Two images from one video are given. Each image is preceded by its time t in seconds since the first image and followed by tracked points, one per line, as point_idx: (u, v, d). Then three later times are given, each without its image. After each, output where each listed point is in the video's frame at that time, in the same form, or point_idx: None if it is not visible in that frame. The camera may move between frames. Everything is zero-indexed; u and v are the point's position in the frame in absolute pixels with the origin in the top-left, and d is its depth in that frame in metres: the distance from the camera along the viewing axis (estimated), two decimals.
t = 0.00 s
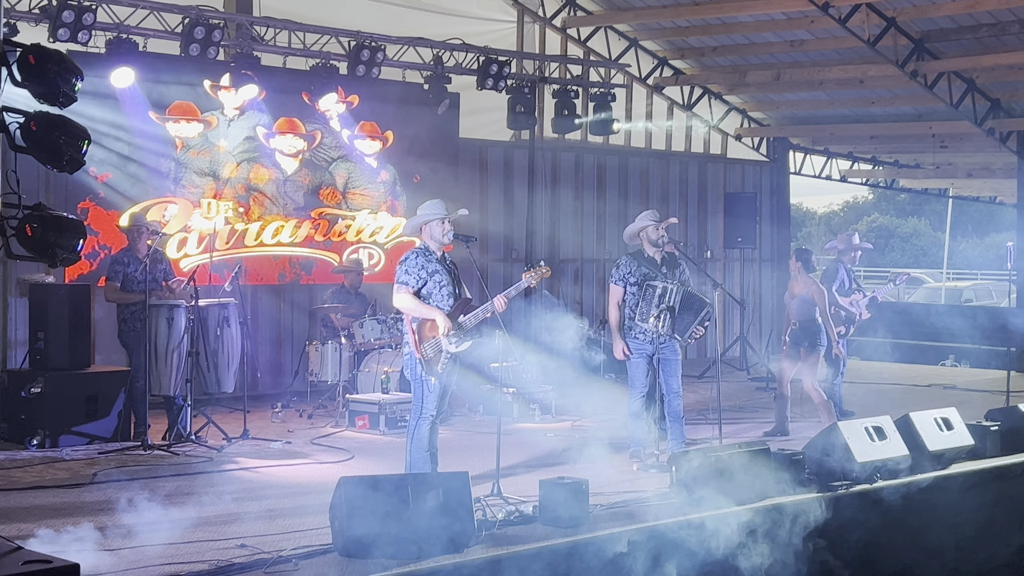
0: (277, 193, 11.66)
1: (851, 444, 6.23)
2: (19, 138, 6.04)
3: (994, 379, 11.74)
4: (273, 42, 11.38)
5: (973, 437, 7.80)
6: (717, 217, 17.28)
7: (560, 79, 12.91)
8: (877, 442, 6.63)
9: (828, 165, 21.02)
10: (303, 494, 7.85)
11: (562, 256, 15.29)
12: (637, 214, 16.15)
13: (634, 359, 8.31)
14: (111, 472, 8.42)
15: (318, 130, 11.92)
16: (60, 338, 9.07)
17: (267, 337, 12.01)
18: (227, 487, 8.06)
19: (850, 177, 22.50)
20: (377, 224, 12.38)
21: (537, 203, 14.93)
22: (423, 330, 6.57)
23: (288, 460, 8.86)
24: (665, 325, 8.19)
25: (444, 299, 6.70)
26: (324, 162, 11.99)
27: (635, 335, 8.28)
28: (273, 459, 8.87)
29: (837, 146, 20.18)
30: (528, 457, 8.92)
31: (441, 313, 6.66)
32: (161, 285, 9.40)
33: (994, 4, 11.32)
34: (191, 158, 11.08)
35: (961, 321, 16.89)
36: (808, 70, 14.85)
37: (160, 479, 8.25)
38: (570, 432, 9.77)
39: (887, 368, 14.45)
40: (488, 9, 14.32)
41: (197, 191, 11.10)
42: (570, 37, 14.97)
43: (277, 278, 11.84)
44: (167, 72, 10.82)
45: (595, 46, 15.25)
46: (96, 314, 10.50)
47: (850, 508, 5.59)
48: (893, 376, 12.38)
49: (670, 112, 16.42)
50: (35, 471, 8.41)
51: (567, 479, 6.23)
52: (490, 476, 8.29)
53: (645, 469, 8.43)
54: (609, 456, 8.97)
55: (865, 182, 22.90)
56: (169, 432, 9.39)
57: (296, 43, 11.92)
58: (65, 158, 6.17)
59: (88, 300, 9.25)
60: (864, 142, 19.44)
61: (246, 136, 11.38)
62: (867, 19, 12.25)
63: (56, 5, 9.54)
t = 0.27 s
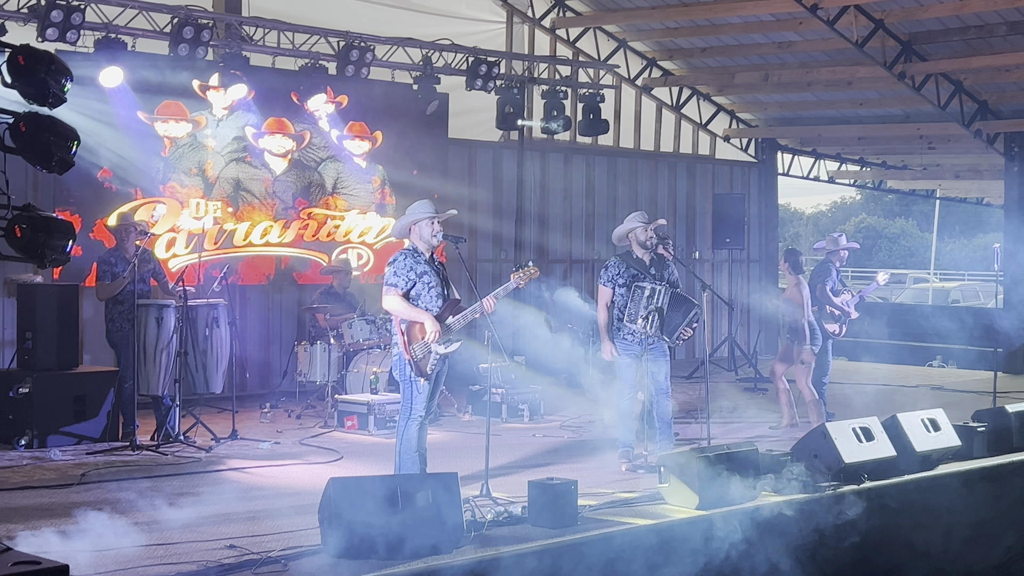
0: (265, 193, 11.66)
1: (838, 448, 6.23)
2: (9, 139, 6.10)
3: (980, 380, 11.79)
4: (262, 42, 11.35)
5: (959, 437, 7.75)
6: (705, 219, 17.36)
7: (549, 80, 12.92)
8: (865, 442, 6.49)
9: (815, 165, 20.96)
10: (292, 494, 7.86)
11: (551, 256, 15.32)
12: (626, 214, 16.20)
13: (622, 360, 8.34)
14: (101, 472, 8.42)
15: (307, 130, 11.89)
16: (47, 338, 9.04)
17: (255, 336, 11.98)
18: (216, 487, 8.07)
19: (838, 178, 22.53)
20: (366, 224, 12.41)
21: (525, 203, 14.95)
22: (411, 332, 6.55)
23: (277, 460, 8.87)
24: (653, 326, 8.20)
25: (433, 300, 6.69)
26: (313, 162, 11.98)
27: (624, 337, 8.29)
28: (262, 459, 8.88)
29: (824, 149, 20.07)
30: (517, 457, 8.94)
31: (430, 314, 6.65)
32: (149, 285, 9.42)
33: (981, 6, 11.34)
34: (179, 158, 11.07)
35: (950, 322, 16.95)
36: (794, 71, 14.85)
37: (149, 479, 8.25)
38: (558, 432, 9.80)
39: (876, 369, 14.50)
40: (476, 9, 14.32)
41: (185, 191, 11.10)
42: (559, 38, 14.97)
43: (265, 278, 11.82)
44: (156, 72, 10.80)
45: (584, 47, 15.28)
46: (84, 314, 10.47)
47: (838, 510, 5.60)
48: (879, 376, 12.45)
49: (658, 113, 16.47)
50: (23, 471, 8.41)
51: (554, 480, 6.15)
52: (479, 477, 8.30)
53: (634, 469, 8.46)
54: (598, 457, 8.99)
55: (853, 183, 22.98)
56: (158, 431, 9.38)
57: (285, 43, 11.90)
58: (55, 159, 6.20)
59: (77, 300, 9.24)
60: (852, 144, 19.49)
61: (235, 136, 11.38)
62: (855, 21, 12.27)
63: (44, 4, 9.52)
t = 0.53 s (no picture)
0: (251, 191, 11.66)
1: (821, 447, 6.41)
2: None
3: (962, 380, 11.86)
4: (248, 40, 11.32)
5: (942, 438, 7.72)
6: (688, 220, 17.46)
7: (535, 79, 12.94)
8: (849, 443, 6.67)
9: (800, 165, 21.05)
10: (275, 494, 7.86)
11: (537, 255, 15.34)
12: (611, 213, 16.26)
13: (607, 359, 8.32)
14: (84, 471, 8.41)
15: (293, 127, 11.91)
16: (30, 335, 9.05)
17: (240, 334, 11.97)
18: (200, 486, 8.07)
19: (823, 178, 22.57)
20: (352, 223, 12.45)
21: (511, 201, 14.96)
22: (394, 331, 6.54)
23: (261, 459, 8.88)
24: (638, 327, 8.17)
25: (417, 300, 6.64)
26: (298, 160, 12.00)
27: (607, 336, 8.30)
28: (246, 458, 8.88)
29: (810, 148, 20.11)
30: (501, 457, 8.96)
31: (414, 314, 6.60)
32: (134, 283, 9.39)
33: (965, 8, 11.36)
34: (164, 156, 11.05)
35: (935, 321, 17.03)
36: (779, 71, 14.86)
37: (132, 478, 8.25)
38: (542, 432, 9.83)
39: (860, 368, 14.58)
40: (463, 8, 14.30)
41: (171, 189, 11.09)
42: (545, 37, 14.95)
43: (250, 276, 11.82)
44: (141, 69, 10.81)
45: (570, 46, 15.23)
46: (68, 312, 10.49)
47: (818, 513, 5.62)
48: (861, 376, 12.51)
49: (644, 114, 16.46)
50: (7, 470, 8.40)
51: (539, 480, 5.95)
52: (462, 476, 8.31)
53: (618, 469, 8.48)
54: (582, 456, 9.01)
55: (838, 183, 23.02)
56: (142, 430, 9.40)
57: (271, 41, 11.88)
58: (38, 157, 6.11)
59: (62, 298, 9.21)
60: (837, 143, 19.52)
61: (220, 134, 11.38)
62: (840, 23, 12.27)
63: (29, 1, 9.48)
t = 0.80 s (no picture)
0: (234, 189, 11.65)
1: (804, 447, 6.26)
2: None
3: (942, 380, 11.95)
4: (232, 37, 11.38)
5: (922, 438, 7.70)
6: (673, 218, 17.46)
7: (520, 78, 12.98)
8: (830, 442, 6.57)
9: (785, 165, 21.06)
10: (258, 492, 7.85)
11: (522, 254, 15.39)
12: (595, 213, 16.27)
13: (590, 359, 8.33)
14: (67, 469, 8.40)
15: (277, 125, 11.88)
16: (12, 332, 8.92)
17: (223, 333, 12.00)
18: (183, 484, 8.06)
19: (806, 178, 22.63)
20: (336, 221, 12.42)
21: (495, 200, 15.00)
22: (378, 331, 6.38)
23: (245, 457, 8.88)
24: (622, 327, 8.17)
25: (402, 299, 6.49)
26: (283, 157, 11.96)
27: (591, 335, 8.31)
28: (231, 456, 8.86)
29: (794, 148, 20.19)
30: (485, 455, 8.98)
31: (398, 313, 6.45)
32: (117, 280, 9.39)
33: (948, 11, 11.42)
34: (148, 153, 11.08)
35: (919, 321, 17.12)
36: (764, 72, 14.91)
37: (115, 476, 8.24)
38: (526, 430, 9.86)
39: (843, 368, 14.67)
40: (448, 6, 14.31)
41: (154, 187, 11.12)
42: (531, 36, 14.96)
43: (233, 274, 11.81)
44: (125, 66, 10.80)
45: (555, 45, 15.27)
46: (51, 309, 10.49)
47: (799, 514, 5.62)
48: (842, 376, 12.58)
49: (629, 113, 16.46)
50: None
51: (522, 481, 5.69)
52: (446, 475, 8.32)
53: (601, 468, 8.48)
54: (565, 455, 9.03)
55: (821, 183, 23.08)
56: (125, 427, 9.42)
57: (256, 38, 11.95)
58: (22, 154, 4.99)
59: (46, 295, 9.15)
60: (821, 144, 19.59)
61: (204, 131, 11.37)
62: (824, 24, 12.32)
63: None
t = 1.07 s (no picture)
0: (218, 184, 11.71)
1: (783, 445, 6.27)
2: None
3: (920, 381, 12.04)
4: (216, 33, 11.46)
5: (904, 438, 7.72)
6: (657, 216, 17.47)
7: (505, 76, 13.03)
8: (811, 442, 6.57)
9: (767, 166, 21.15)
10: (239, 489, 7.81)
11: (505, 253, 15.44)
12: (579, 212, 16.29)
13: (572, 357, 8.33)
14: (49, 465, 8.35)
15: (261, 122, 11.97)
16: None
17: (206, 329, 12.04)
18: (164, 480, 8.03)
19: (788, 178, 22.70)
20: (320, 217, 12.51)
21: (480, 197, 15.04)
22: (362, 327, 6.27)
23: (227, 453, 8.87)
24: (604, 325, 8.20)
25: (385, 296, 6.34)
26: (267, 154, 12.05)
27: (574, 334, 8.32)
28: (214, 453, 8.84)
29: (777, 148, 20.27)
30: (467, 453, 8.97)
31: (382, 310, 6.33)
32: (100, 276, 9.35)
33: (930, 13, 11.48)
34: (132, 148, 11.11)
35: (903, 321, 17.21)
36: (748, 72, 14.96)
37: (97, 473, 8.19)
38: (508, 429, 9.87)
39: (826, 368, 14.74)
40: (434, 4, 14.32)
41: (138, 182, 11.13)
42: (515, 34, 15.09)
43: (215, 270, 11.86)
44: (109, 62, 10.83)
45: (539, 44, 15.34)
46: (33, 303, 10.48)
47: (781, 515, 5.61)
48: (822, 376, 12.66)
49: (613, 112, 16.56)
50: None
51: (504, 478, 5.68)
52: (428, 472, 8.29)
53: (582, 467, 8.46)
54: (547, 453, 9.03)
55: (803, 184, 23.17)
56: (107, 423, 9.43)
57: (241, 35, 12.01)
58: (8, 151, 5.15)
59: (27, 289, 9.10)
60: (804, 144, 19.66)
61: (188, 127, 11.44)
62: (807, 25, 12.36)
63: None
